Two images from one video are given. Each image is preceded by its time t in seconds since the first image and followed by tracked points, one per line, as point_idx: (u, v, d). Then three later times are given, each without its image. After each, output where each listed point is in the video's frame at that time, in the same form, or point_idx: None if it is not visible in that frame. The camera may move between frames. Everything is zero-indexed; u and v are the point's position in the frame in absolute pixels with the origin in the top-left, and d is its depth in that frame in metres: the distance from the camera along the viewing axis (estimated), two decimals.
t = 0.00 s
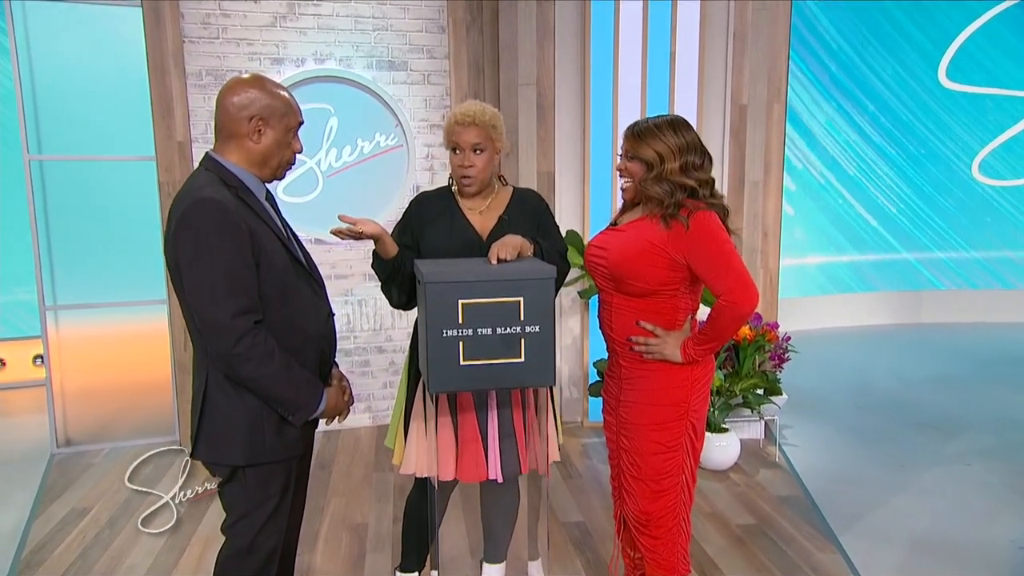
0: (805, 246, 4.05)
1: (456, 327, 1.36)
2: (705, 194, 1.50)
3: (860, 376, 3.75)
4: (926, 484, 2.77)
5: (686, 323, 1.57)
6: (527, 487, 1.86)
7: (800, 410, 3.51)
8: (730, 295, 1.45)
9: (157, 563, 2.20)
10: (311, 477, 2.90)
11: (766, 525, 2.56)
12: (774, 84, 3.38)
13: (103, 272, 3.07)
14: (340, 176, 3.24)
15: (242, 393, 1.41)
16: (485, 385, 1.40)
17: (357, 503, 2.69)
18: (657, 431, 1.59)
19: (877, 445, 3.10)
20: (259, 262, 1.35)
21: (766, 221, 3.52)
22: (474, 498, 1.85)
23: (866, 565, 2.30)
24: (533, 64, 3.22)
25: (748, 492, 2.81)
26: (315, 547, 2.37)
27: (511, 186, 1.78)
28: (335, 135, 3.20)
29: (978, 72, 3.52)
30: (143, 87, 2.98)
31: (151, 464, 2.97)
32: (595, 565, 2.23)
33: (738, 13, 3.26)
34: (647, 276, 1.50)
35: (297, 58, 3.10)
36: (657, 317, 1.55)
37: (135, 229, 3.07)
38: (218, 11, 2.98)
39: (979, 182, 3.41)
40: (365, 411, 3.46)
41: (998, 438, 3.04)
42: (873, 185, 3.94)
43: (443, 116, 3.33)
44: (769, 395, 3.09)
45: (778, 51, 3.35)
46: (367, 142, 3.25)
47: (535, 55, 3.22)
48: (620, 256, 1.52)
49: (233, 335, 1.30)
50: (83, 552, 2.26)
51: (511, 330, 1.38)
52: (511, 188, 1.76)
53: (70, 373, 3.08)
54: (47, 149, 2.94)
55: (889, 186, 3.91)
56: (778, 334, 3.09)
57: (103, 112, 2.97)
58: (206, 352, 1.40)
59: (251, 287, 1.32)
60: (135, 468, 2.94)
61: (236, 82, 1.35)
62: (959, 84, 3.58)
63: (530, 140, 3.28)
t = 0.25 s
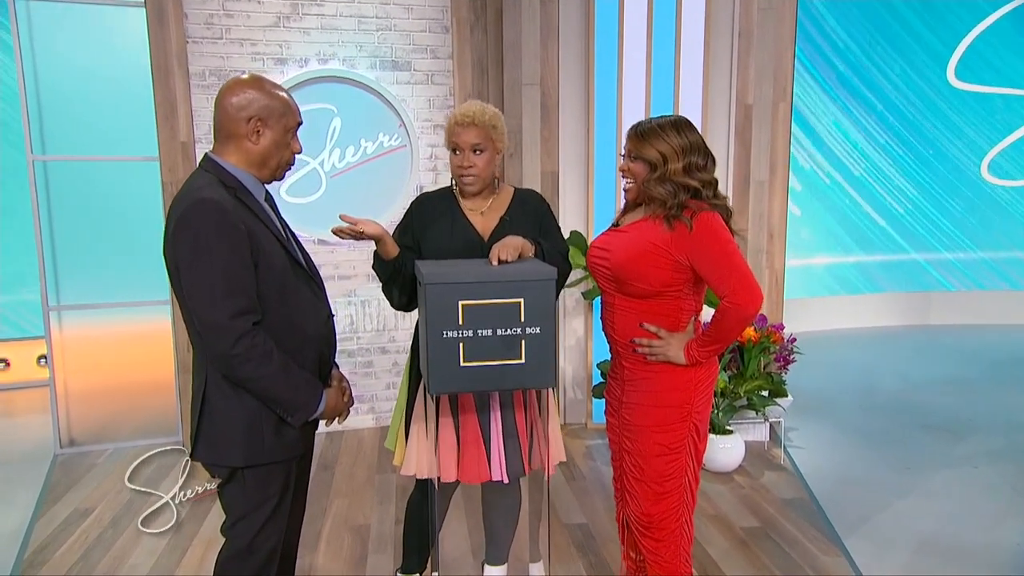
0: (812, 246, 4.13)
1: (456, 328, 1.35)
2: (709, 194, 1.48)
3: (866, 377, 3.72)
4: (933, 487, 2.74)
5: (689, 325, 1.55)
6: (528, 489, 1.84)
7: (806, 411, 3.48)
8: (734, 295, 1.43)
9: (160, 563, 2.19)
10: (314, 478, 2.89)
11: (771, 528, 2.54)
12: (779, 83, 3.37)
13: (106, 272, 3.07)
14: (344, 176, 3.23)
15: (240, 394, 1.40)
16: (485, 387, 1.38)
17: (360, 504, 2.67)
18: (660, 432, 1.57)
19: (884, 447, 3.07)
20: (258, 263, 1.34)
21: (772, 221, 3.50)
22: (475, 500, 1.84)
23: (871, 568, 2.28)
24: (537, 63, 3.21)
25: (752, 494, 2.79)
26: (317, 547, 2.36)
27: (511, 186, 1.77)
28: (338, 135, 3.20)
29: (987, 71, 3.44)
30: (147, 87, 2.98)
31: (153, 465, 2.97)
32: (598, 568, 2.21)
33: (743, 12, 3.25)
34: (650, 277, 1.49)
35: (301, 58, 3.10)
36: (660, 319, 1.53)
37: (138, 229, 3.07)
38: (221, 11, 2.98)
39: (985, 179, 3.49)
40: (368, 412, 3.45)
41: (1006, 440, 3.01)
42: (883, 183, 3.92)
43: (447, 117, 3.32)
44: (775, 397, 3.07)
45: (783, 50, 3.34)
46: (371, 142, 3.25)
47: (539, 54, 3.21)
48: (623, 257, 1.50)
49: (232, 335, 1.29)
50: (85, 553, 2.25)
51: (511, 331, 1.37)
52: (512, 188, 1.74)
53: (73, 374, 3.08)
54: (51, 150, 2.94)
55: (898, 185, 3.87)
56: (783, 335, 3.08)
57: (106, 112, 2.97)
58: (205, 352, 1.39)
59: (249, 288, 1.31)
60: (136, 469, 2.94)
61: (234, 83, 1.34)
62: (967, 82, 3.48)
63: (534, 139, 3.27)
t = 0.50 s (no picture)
0: (820, 245, 4.27)
1: (458, 328, 1.34)
2: (711, 195, 1.46)
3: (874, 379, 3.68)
4: (940, 490, 2.71)
5: (692, 326, 1.54)
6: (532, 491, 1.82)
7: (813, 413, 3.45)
8: (738, 296, 1.42)
9: (163, 563, 2.18)
10: (318, 478, 2.89)
11: (776, 530, 2.51)
12: (786, 81, 3.35)
13: (111, 272, 3.07)
14: (348, 176, 3.23)
15: (240, 394, 1.38)
16: (486, 387, 1.37)
17: (362, 506, 2.65)
18: (663, 434, 1.56)
19: (891, 449, 3.04)
20: (258, 263, 1.33)
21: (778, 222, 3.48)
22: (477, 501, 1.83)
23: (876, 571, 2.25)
24: (541, 63, 3.20)
25: (757, 497, 2.77)
26: (320, 548, 2.34)
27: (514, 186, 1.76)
28: (343, 135, 3.19)
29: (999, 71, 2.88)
30: (152, 88, 2.99)
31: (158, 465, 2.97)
32: (601, 569, 2.19)
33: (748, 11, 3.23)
34: (653, 278, 1.47)
35: (305, 58, 3.10)
36: (663, 320, 1.52)
37: (142, 229, 3.07)
38: (226, 11, 2.98)
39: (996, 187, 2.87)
40: (372, 412, 3.44)
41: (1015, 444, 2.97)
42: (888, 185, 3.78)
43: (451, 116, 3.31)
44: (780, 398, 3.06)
45: (790, 49, 3.32)
46: (375, 142, 3.24)
47: (544, 54, 3.19)
48: (625, 257, 1.49)
49: (231, 335, 1.28)
50: (87, 554, 2.25)
51: (513, 331, 1.35)
52: (514, 189, 1.74)
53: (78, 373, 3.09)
54: (56, 150, 2.95)
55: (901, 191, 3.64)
56: (790, 337, 3.07)
57: (111, 113, 2.98)
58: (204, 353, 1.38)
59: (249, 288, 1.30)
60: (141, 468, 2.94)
61: (233, 84, 1.34)
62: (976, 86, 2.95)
63: (538, 139, 3.26)
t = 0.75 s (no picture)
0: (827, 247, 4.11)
1: (459, 328, 1.33)
2: (714, 194, 1.45)
3: (882, 380, 3.65)
4: (949, 492, 2.68)
5: (694, 326, 1.52)
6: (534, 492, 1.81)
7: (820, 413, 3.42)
8: (740, 296, 1.40)
9: (166, 563, 2.18)
10: (322, 478, 2.88)
11: (781, 532, 2.49)
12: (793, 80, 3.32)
13: (117, 271, 3.08)
14: (353, 175, 3.22)
15: (241, 394, 1.36)
16: (488, 388, 1.36)
17: (366, 506, 2.64)
18: (665, 435, 1.54)
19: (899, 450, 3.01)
20: (259, 262, 1.32)
21: (785, 221, 3.46)
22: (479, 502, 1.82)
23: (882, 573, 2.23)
24: (547, 62, 3.18)
25: (762, 498, 2.75)
26: (323, 547, 2.33)
27: (516, 186, 1.75)
28: (347, 134, 3.19)
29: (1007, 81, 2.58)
30: (157, 87, 2.99)
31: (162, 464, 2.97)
32: (605, 571, 2.18)
33: (755, 9, 3.22)
34: (654, 278, 1.46)
35: (310, 57, 3.09)
36: (665, 320, 1.50)
37: (148, 228, 3.08)
38: (231, 11, 2.98)
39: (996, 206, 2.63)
40: (377, 412, 3.44)
41: None
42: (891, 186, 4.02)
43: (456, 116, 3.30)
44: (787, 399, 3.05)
45: (797, 48, 3.30)
46: (380, 142, 3.23)
47: (550, 52, 3.18)
48: (628, 258, 1.47)
49: (233, 335, 1.25)
50: (91, 553, 2.25)
51: (514, 331, 1.34)
52: (516, 188, 1.72)
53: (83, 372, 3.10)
54: (62, 149, 2.96)
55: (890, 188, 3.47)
56: (796, 337, 3.05)
57: (117, 112, 2.98)
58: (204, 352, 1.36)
59: (251, 287, 1.28)
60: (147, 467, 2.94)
61: (233, 83, 1.33)
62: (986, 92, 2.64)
63: (543, 139, 3.24)
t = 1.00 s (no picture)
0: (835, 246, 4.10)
1: (459, 328, 1.32)
2: (717, 193, 1.44)
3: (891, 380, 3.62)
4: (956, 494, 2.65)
5: (697, 326, 1.51)
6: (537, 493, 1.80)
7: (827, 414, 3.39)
8: (743, 296, 1.38)
9: (168, 563, 2.17)
10: (325, 478, 2.87)
11: (786, 533, 2.47)
12: (800, 79, 3.30)
13: (122, 269, 3.09)
14: (358, 174, 3.21)
15: (241, 393, 1.35)
16: (489, 388, 1.35)
17: (369, 506, 2.63)
18: (667, 435, 1.53)
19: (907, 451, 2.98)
20: (260, 261, 1.31)
21: (792, 220, 3.44)
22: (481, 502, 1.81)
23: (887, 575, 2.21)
24: (552, 60, 3.17)
25: (768, 499, 2.73)
26: (325, 547, 2.32)
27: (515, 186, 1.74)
28: (352, 133, 3.18)
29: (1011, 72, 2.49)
30: (162, 87, 3.00)
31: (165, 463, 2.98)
32: (608, 572, 2.16)
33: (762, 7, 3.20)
34: (656, 278, 1.44)
35: (315, 55, 3.09)
36: (667, 320, 1.49)
37: (153, 227, 3.09)
38: (235, 10, 2.98)
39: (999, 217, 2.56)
40: (381, 411, 3.43)
41: None
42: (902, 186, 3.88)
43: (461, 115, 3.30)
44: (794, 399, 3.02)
45: (805, 46, 3.27)
46: (385, 140, 3.23)
47: (555, 50, 3.17)
48: (629, 257, 1.46)
49: (232, 334, 1.24)
50: (94, 552, 2.25)
51: (515, 331, 1.33)
52: (517, 188, 1.71)
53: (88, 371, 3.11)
54: (67, 148, 2.96)
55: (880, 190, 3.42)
56: (803, 337, 3.02)
57: (122, 111, 2.99)
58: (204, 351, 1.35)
59: (251, 287, 1.27)
60: (152, 466, 2.95)
61: (235, 82, 1.32)
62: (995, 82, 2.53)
63: (548, 137, 3.23)
